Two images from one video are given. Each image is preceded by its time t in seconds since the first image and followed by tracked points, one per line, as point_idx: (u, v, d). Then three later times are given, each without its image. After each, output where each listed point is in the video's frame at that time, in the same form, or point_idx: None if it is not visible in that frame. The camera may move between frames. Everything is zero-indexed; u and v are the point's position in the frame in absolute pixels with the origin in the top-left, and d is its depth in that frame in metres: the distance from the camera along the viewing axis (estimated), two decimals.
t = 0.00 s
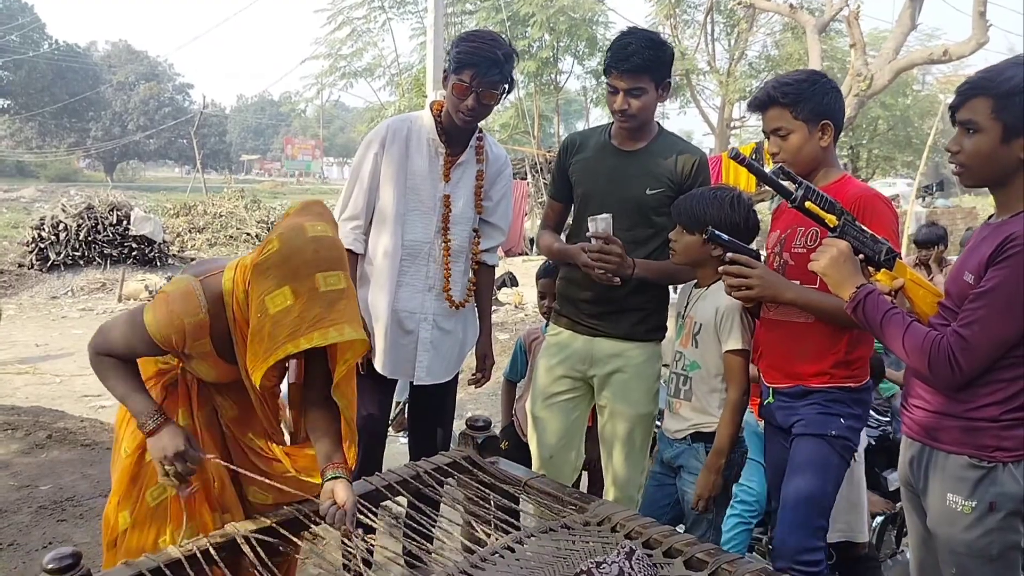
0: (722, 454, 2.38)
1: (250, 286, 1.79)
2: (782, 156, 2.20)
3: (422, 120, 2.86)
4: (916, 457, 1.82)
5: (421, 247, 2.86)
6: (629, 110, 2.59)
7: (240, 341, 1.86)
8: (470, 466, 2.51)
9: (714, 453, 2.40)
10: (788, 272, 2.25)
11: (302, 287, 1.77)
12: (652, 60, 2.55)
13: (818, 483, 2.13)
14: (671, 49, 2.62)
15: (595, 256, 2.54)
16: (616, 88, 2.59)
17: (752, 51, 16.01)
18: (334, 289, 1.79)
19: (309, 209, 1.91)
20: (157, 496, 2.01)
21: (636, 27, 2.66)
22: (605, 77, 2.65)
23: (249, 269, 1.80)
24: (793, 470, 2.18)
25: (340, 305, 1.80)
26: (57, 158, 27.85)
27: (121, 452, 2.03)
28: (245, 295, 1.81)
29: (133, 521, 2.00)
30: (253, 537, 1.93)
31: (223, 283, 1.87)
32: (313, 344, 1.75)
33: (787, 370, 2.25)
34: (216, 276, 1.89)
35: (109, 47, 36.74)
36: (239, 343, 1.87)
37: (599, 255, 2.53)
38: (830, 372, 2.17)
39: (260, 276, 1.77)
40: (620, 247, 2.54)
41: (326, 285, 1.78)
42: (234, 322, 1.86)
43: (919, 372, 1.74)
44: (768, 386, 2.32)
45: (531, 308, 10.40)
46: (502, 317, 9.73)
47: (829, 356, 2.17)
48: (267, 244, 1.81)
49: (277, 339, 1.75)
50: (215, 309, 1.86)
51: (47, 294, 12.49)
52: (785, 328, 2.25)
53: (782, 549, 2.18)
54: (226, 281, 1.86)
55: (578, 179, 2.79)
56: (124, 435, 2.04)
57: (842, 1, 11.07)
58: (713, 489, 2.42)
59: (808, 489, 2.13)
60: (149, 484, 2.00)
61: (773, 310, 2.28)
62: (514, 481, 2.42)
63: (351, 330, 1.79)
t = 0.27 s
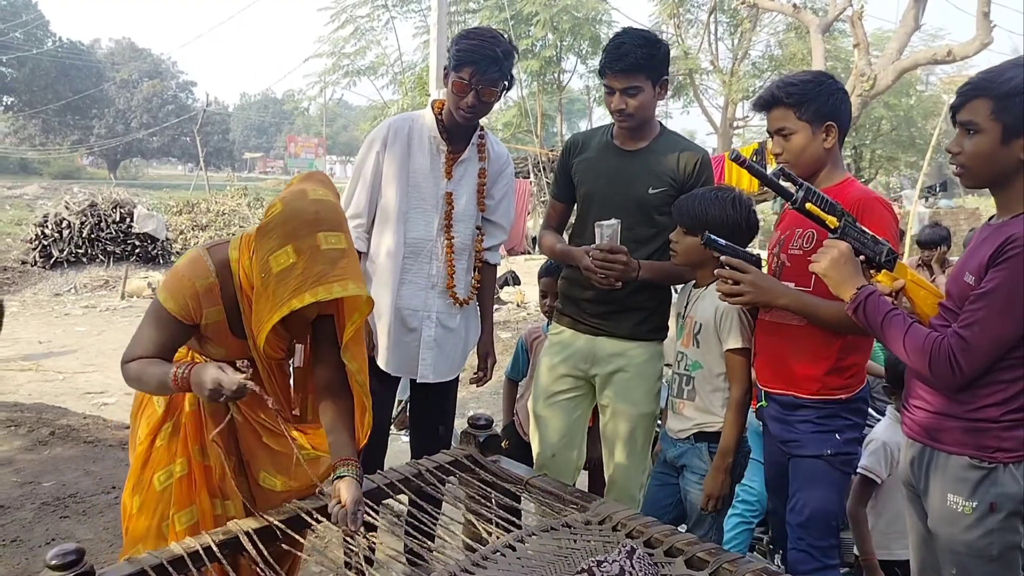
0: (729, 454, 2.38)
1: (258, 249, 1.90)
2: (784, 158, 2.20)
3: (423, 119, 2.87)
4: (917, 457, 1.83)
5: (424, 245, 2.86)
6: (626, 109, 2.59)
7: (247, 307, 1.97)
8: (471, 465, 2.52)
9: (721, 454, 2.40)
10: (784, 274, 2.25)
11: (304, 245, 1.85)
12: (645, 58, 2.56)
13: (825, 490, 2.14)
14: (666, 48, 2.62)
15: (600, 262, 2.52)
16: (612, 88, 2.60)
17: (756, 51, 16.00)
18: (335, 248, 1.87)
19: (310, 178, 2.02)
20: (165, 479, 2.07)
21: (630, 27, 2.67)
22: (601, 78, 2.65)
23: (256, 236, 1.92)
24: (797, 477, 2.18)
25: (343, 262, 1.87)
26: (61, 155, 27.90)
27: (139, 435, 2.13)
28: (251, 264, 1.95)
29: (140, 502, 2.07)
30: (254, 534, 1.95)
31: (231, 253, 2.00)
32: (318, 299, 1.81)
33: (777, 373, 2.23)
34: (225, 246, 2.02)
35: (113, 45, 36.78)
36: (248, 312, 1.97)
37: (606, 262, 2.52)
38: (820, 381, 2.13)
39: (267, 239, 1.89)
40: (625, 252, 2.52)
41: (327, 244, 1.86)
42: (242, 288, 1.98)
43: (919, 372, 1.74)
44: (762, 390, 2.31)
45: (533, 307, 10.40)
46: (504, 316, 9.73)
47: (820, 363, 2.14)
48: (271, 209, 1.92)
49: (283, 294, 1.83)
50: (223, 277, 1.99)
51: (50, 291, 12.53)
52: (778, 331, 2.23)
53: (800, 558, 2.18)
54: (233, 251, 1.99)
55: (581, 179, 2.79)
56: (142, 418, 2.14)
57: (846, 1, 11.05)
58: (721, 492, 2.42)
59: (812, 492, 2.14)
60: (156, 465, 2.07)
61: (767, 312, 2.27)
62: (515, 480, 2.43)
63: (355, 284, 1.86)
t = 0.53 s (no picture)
0: (723, 456, 2.38)
1: (265, 253, 1.93)
2: (794, 151, 2.20)
3: (426, 120, 2.87)
4: (921, 461, 1.82)
5: (426, 245, 2.87)
6: (628, 112, 2.59)
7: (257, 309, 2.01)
8: (473, 466, 2.52)
9: (716, 455, 2.40)
10: (782, 276, 2.24)
11: (306, 251, 1.86)
12: (646, 61, 2.55)
13: (826, 495, 2.12)
14: (667, 50, 2.62)
15: (603, 264, 2.52)
16: (614, 91, 2.60)
17: (759, 54, 16.01)
18: (337, 255, 1.88)
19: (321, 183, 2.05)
20: (166, 473, 2.09)
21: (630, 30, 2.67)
22: (602, 81, 2.65)
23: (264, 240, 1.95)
24: (796, 482, 2.16)
25: (344, 269, 1.87)
26: (65, 156, 27.99)
27: (147, 429, 2.16)
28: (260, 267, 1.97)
29: (147, 496, 2.11)
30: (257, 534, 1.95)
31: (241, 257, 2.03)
32: (316, 306, 1.83)
33: (774, 379, 2.21)
34: (233, 251, 2.04)
35: (117, 45, 36.83)
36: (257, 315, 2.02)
37: (608, 264, 2.51)
38: (815, 385, 2.12)
39: (274, 243, 1.91)
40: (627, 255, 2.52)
41: (330, 250, 1.87)
42: (251, 292, 2.00)
43: (923, 378, 1.73)
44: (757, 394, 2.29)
45: (535, 309, 10.40)
46: (506, 318, 9.73)
47: (816, 367, 2.12)
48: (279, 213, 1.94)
49: (283, 299, 1.85)
50: (237, 282, 2.02)
51: (53, 291, 12.59)
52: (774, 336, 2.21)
53: (804, 568, 2.16)
54: (243, 255, 2.02)
55: (585, 178, 2.79)
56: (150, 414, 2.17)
57: (849, 4, 11.04)
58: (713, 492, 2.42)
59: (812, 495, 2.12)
60: (161, 459, 2.10)
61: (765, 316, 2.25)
62: (517, 482, 2.42)
63: (354, 292, 1.87)
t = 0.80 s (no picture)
0: (720, 454, 2.38)
1: (271, 261, 1.95)
2: (794, 152, 2.19)
3: (427, 120, 2.87)
4: (923, 462, 1.82)
5: (427, 245, 2.87)
6: (632, 112, 2.58)
7: (258, 316, 2.01)
8: (474, 467, 2.51)
9: (711, 453, 2.41)
10: (783, 278, 2.24)
11: (315, 261, 1.90)
12: (651, 62, 2.55)
13: (826, 496, 2.11)
14: (671, 51, 2.61)
15: (604, 264, 2.50)
16: (618, 92, 2.60)
17: (762, 55, 16.00)
18: (346, 265, 1.92)
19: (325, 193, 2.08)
20: (166, 472, 2.11)
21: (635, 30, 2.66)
22: (606, 81, 2.65)
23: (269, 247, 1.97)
24: (796, 483, 2.15)
25: (353, 279, 1.92)
26: (67, 156, 28.06)
27: (146, 428, 2.18)
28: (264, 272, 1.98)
29: (147, 495, 2.13)
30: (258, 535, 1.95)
31: (243, 262, 2.03)
32: (328, 315, 1.86)
33: (777, 380, 2.21)
34: (236, 256, 2.05)
35: (120, 46, 36.88)
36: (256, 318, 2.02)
37: (609, 264, 2.50)
38: (815, 386, 2.12)
39: (280, 249, 1.94)
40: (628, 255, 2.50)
41: (338, 261, 1.91)
42: (251, 296, 2.01)
43: (927, 380, 1.73)
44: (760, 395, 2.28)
45: (537, 309, 10.39)
46: (508, 319, 9.73)
47: (817, 368, 2.12)
48: (285, 223, 1.97)
49: (293, 309, 1.88)
50: (237, 288, 2.01)
51: (55, 291, 12.62)
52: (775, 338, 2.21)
53: (804, 570, 2.15)
54: (245, 260, 2.02)
55: (586, 179, 2.78)
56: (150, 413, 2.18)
57: (852, 5, 11.02)
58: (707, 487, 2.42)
59: (812, 495, 2.11)
60: (161, 458, 2.12)
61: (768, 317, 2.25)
62: (518, 483, 2.42)
63: (365, 304, 1.91)
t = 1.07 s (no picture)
0: (720, 453, 2.37)
1: (262, 263, 1.94)
2: (792, 154, 2.19)
3: (426, 118, 2.88)
4: (926, 459, 1.81)
5: (428, 243, 2.86)
6: (637, 110, 2.57)
7: (254, 319, 2.01)
8: (475, 465, 2.51)
9: (712, 451, 2.39)
10: (787, 277, 2.23)
11: (304, 266, 1.90)
12: (658, 60, 2.53)
13: (832, 493, 2.10)
14: (678, 49, 2.59)
15: (604, 264, 2.51)
16: (624, 89, 2.58)
17: (764, 53, 15.97)
18: (334, 270, 1.93)
19: (316, 196, 2.08)
20: (165, 472, 2.11)
21: (643, 28, 2.65)
22: (613, 78, 2.63)
23: (260, 249, 1.97)
24: (804, 479, 2.14)
25: (343, 283, 1.92)
26: (69, 154, 28.10)
27: (144, 428, 2.18)
28: (257, 276, 1.97)
29: (146, 495, 2.14)
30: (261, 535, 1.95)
31: (237, 265, 2.03)
32: (318, 321, 1.87)
33: (785, 377, 2.20)
34: (230, 260, 2.04)
35: (122, 45, 36.89)
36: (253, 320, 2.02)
37: (610, 265, 2.50)
38: (827, 383, 2.11)
39: (269, 254, 1.93)
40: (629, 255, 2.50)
41: (327, 265, 1.92)
42: (248, 298, 2.01)
43: (930, 377, 1.72)
44: (768, 392, 2.28)
45: (539, 308, 10.39)
46: (510, 317, 9.72)
47: (829, 364, 2.12)
48: (274, 228, 1.97)
49: (284, 315, 1.89)
50: (232, 293, 2.01)
51: (57, 290, 12.63)
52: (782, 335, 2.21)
53: (805, 561, 2.13)
54: (239, 263, 2.02)
55: (588, 177, 2.78)
56: (148, 412, 2.18)
57: (854, 2, 11.00)
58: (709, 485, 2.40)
59: (817, 491, 2.10)
60: (160, 459, 2.12)
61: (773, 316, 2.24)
62: (520, 481, 2.42)
63: (356, 306, 1.91)
